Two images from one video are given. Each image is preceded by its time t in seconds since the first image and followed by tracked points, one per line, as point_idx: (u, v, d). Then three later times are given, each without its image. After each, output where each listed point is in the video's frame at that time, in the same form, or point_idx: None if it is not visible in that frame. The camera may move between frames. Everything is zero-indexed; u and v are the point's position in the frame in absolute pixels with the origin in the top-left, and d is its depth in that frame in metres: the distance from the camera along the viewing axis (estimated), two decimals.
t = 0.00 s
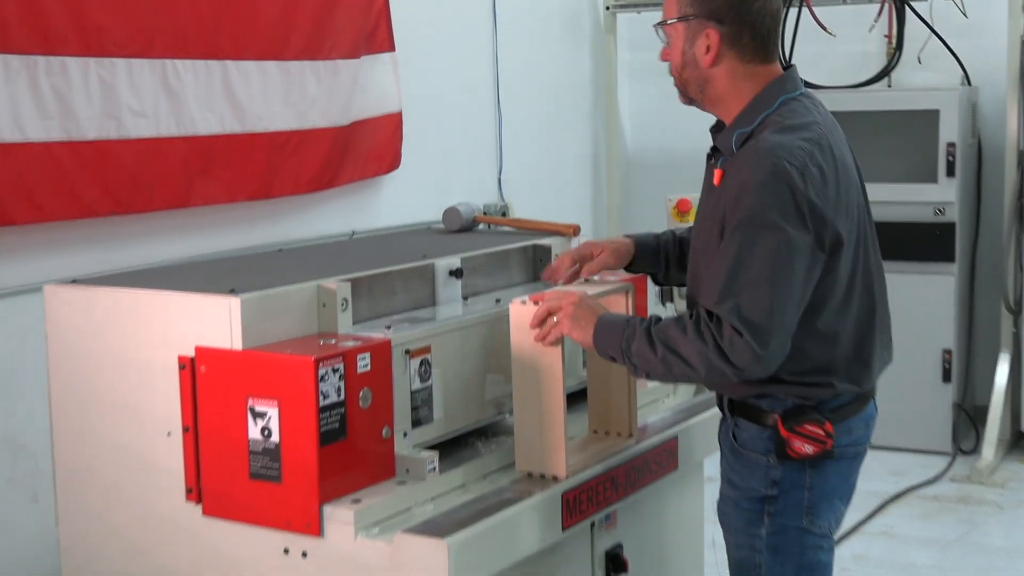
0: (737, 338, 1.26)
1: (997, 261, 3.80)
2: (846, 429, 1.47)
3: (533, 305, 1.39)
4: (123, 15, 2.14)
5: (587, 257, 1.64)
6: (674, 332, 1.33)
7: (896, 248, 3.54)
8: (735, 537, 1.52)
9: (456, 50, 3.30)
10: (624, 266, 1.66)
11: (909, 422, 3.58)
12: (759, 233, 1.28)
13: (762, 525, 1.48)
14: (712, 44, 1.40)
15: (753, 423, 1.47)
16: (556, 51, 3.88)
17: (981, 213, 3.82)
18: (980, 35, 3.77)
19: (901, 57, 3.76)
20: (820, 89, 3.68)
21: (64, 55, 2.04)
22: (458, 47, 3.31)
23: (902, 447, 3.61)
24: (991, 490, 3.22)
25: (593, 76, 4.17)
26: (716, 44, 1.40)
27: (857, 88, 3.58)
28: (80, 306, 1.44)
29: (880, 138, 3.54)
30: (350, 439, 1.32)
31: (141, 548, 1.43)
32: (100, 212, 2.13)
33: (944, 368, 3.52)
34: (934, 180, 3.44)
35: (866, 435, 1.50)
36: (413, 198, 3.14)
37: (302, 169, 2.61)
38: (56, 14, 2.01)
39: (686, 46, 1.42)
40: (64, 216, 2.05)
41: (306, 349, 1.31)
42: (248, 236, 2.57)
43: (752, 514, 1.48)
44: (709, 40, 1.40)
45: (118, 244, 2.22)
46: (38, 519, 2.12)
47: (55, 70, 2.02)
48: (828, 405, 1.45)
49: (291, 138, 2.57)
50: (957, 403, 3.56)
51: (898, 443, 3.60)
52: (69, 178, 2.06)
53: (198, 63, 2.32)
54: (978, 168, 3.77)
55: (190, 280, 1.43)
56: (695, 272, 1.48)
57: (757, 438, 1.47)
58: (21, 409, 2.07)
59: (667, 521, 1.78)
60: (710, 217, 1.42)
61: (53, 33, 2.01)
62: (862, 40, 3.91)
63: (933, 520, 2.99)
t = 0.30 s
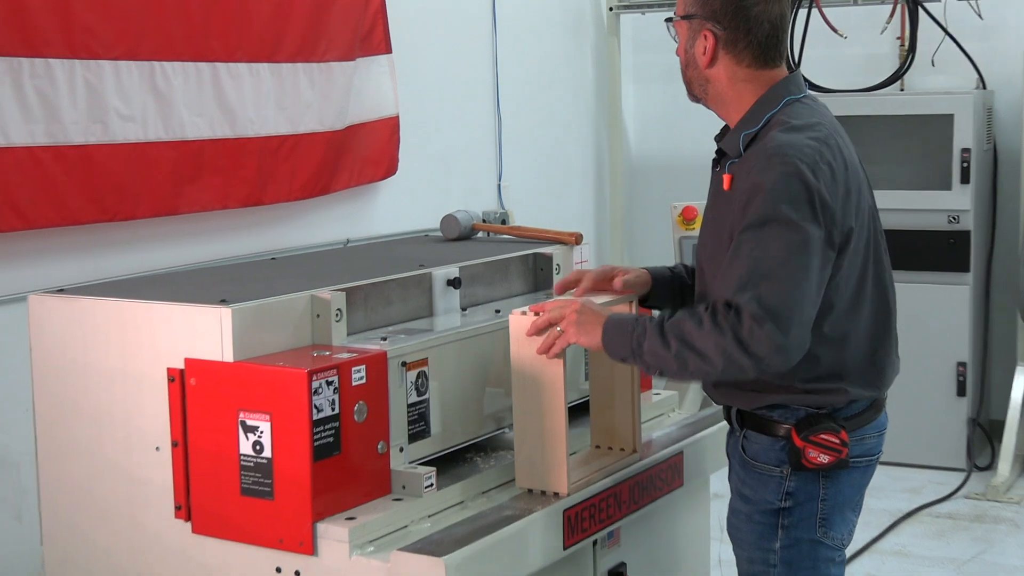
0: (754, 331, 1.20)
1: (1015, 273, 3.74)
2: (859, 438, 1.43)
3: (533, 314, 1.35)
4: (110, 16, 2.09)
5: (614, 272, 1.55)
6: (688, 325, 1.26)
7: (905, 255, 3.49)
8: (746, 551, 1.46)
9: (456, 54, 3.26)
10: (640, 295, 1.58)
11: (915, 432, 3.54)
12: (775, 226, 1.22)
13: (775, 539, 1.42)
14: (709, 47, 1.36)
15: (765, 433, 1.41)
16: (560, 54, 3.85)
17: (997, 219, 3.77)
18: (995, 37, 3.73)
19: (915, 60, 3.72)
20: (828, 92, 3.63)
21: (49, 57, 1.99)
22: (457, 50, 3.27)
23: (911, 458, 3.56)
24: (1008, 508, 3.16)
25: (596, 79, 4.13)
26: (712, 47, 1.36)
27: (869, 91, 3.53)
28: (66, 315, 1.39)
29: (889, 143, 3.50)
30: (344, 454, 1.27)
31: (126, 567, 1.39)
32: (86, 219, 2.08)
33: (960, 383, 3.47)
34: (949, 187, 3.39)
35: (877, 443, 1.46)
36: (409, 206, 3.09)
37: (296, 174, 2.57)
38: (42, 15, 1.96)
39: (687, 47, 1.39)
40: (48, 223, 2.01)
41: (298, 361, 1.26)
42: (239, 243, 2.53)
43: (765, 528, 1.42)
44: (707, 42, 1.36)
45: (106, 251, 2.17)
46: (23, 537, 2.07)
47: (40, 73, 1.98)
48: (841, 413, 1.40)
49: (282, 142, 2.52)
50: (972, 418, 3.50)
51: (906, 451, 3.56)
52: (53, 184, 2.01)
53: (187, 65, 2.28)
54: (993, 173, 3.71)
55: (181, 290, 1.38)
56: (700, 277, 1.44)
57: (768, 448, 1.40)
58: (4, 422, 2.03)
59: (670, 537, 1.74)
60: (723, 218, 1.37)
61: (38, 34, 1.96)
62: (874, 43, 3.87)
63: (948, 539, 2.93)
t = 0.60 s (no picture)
0: (727, 240, 1.18)
1: None
2: (861, 432, 1.39)
3: (534, 321, 1.32)
4: (103, 17, 2.07)
5: (644, 297, 1.55)
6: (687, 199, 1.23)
7: (911, 258, 3.46)
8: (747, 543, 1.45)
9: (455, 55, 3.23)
10: (660, 321, 1.58)
11: (920, 438, 3.51)
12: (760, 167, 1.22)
13: (774, 531, 1.40)
14: (723, 50, 1.35)
15: (765, 425, 1.40)
16: (561, 54, 3.82)
17: (1007, 223, 3.74)
18: (1005, 39, 3.70)
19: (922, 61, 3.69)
20: (833, 93, 3.60)
21: (40, 59, 1.97)
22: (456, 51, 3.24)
23: (916, 465, 3.53)
24: (1017, 518, 3.13)
25: (598, 81, 4.10)
26: (726, 50, 1.35)
27: (876, 93, 3.50)
28: (58, 322, 1.37)
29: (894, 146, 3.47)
30: (341, 463, 1.24)
31: None
32: (76, 223, 2.06)
33: (969, 392, 3.44)
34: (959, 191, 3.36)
35: (881, 439, 1.43)
36: (407, 210, 3.07)
37: (292, 178, 2.54)
38: (33, 17, 1.94)
39: (700, 50, 1.38)
40: (38, 228, 1.99)
41: (294, 368, 1.24)
42: (234, 247, 2.51)
43: (765, 519, 1.40)
44: (720, 45, 1.35)
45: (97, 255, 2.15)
46: (12, 545, 2.06)
47: (31, 76, 1.95)
48: (842, 405, 1.37)
49: (278, 145, 2.50)
50: (981, 426, 3.47)
51: (911, 457, 3.53)
52: (43, 188, 1.99)
53: (180, 66, 2.26)
54: (1003, 177, 3.68)
55: (175, 296, 1.35)
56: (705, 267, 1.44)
57: (769, 440, 1.39)
58: None
59: (672, 547, 1.71)
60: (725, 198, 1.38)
61: (28, 35, 1.94)
62: (880, 44, 3.84)
63: (957, 550, 2.90)
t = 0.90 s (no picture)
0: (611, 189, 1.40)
1: None
2: (872, 417, 1.41)
3: (534, 324, 1.30)
4: (99, 18, 2.06)
5: (643, 305, 1.53)
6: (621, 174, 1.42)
7: (913, 260, 3.45)
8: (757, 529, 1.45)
9: (455, 57, 3.22)
10: (663, 330, 1.56)
11: (921, 441, 3.50)
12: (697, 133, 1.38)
13: (784, 513, 1.41)
14: (746, 55, 1.46)
15: (773, 408, 1.42)
16: (561, 55, 3.81)
17: (1009, 226, 3.73)
18: (1007, 41, 3.69)
19: (924, 62, 3.68)
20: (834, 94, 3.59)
21: (35, 61, 1.96)
22: (456, 52, 3.23)
23: (918, 470, 3.52)
24: (1020, 523, 3.12)
25: (597, 82, 4.09)
26: (750, 56, 1.46)
27: (879, 94, 3.49)
28: (53, 325, 1.36)
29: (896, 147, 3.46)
30: (339, 467, 1.23)
31: None
32: (71, 226, 2.05)
33: (972, 397, 3.43)
34: (961, 193, 3.35)
35: (893, 425, 1.44)
36: (406, 212, 3.06)
37: (289, 181, 2.53)
38: (29, 19, 1.93)
39: (724, 55, 1.48)
40: (33, 231, 1.98)
41: (291, 372, 1.23)
42: (231, 250, 2.50)
43: (776, 501, 1.42)
44: (744, 51, 1.46)
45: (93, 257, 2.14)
46: (8, 550, 2.05)
47: (25, 77, 1.94)
48: (851, 384, 1.39)
49: (275, 147, 2.49)
50: (984, 430, 3.46)
51: (913, 461, 3.52)
52: (38, 191, 1.98)
53: (177, 66, 2.24)
54: (1005, 180, 3.67)
55: (173, 300, 1.35)
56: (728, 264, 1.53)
57: (778, 422, 1.41)
58: None
59: (673, 552, 1.70)
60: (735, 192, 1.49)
61: (23, 36, 1.93)
62: (883, 45, 3.83)
63: (959, 555, 2.89)
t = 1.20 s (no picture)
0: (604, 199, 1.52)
1: None
2: (857, 405, 1.42)
3: (534, 327, 1.30)
4: (97, 20, 2.06)
5: (643, 307, 1.55)
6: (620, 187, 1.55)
7: (913, 263, 3.45)
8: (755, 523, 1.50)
9: (454, 59, 3.22)
10: (662, 327, 1.58)
11: (920, 443, 3.50)
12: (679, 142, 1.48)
13: (773, 505, 1.46)
14: (762, 67, 1.55)
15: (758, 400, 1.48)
16: (561, 58, 3.81)
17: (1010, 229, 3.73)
18: (1008, 43, 3.69)
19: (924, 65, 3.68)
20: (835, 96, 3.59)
21: (33, 63, 1.96)
22: (455, 54, 3.23)
23: (919, 472, 3.52)
24: (1020, 526, 3.12)
25: (598, 85, 4.09)
26: (764, 68, 1.55)
27: (879, 96, 3.49)
28: (52, 328, 1.36)
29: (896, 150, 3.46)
30: (338, 470, 1.23)
31: None
32: (70, 228, 2.04)
33: (972, 399, 3.43)
34: (961, 196, 3.34)
35: (885, 413, 1.43)
36: (405, 215, 3.06)
37: (288, 184, 2.53)
38: (27, 20, 1.93)
39: (739, 64, 1.57)
40: (31, 232, 1.97)
41: (291, 374, 1.22)
42: (230, 252, 2.49)
43: (764, 495, 1.46)
44: (759, 63, 1.55)
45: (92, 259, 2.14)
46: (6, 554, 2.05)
47: (23, 78, 1.94)
48: (823, 369, 1.41)
49: (274, 149, 2.49)
50: (984, 433, 3.46)
51: (913, 463, 3.52)
52: (36, 192, 1.97)
53: (175, 68, 2.24)
54: (1005, 182, 3.67)
55: (173, 302, 1.34)
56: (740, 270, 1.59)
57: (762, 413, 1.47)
58: None
59: (672, 554, 1.70)
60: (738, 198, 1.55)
61: (21, 37, 1.92)
62: (883, 47, 3.83)
63: (959, 557, 2.89)
